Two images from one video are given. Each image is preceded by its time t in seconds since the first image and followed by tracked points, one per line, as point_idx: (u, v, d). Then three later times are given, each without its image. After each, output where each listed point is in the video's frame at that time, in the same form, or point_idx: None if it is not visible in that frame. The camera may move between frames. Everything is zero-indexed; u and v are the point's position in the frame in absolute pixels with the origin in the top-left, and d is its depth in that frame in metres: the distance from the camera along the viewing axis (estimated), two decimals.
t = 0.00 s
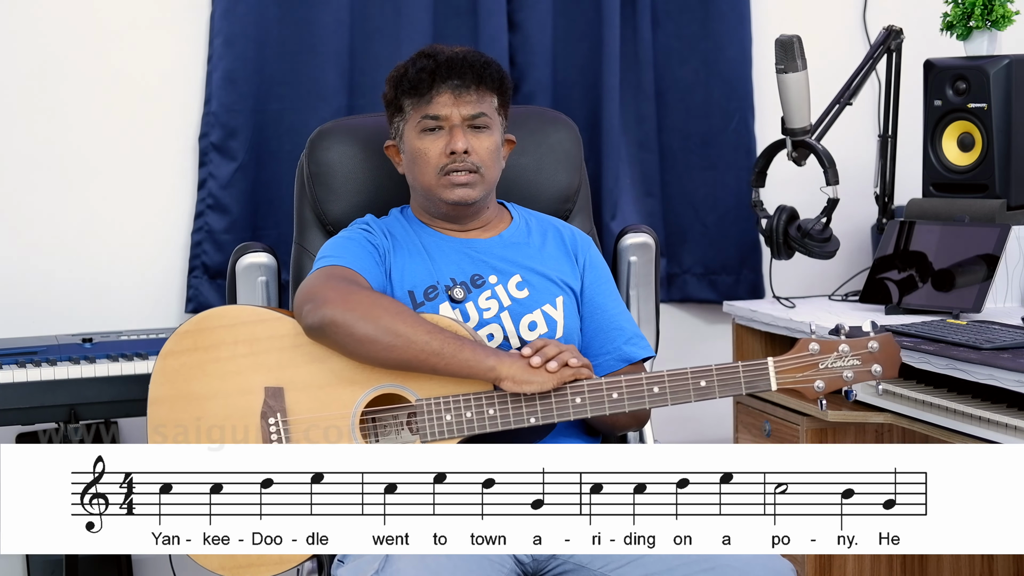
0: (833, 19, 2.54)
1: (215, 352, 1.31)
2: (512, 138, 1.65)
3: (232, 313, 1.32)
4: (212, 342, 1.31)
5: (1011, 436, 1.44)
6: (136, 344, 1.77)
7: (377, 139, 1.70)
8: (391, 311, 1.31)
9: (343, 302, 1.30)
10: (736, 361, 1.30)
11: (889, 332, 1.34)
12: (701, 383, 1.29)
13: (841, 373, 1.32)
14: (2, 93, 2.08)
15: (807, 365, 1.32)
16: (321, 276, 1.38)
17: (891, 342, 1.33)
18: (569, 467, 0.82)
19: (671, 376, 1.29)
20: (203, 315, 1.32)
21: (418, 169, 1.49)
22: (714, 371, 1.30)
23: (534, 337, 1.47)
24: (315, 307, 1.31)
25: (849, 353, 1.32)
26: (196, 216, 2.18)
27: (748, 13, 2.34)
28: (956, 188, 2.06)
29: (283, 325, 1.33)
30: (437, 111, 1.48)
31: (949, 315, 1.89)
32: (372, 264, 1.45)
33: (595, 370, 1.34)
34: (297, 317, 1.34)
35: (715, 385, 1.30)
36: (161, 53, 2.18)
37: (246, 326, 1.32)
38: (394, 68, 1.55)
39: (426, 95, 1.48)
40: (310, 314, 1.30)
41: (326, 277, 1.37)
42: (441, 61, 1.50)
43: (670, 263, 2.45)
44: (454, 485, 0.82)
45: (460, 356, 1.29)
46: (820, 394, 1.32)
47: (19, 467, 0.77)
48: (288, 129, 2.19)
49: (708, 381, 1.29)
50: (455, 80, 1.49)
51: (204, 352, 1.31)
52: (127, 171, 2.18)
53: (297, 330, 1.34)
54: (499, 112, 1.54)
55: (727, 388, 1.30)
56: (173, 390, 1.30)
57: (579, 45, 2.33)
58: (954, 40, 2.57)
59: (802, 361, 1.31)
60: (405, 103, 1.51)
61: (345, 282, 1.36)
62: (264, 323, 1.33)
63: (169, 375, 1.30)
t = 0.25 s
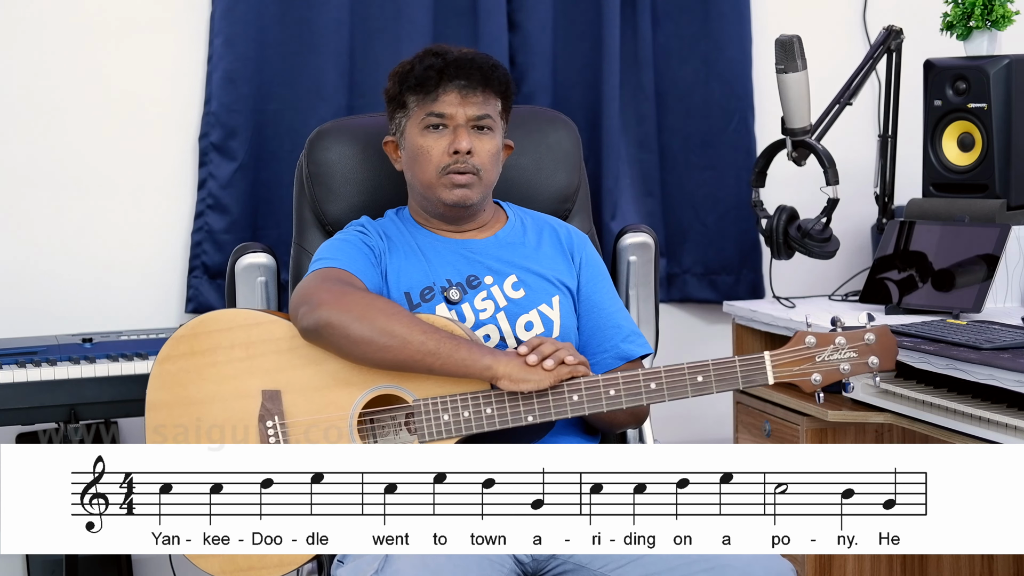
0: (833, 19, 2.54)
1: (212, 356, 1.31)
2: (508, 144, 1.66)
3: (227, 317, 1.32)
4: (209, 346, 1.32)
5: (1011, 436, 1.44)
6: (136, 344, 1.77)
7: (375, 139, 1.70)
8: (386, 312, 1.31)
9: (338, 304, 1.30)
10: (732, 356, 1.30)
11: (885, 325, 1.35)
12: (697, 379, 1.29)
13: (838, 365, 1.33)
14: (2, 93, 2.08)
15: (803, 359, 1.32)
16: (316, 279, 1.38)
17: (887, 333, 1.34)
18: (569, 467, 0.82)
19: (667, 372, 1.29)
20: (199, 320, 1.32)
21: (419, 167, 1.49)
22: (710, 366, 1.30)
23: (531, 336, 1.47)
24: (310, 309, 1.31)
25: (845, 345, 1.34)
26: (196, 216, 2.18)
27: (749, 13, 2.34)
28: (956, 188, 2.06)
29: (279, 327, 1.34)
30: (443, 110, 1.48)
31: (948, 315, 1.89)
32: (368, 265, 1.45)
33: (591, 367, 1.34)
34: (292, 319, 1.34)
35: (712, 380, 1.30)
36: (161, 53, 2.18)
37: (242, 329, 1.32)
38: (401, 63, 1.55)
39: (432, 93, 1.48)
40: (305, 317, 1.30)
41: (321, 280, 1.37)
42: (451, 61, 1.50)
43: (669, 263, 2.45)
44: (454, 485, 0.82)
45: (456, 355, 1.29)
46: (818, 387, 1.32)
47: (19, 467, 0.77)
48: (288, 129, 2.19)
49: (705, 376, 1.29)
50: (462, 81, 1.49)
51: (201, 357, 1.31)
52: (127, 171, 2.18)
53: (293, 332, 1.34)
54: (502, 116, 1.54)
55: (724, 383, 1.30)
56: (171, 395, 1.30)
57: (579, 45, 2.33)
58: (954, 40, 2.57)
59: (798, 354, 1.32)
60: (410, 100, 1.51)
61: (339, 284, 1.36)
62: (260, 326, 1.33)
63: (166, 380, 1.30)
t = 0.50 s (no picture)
0: (833, 19, 2.54)
1: (212, 356, 1.31)
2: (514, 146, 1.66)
3: (228, 316, 1.32)
4: (209, 345, 1.31)
5: (1011, 435, 1.44)
6: (136, 344, 1.77)
7: (376, 140, 1.70)
8: (386, 312, 1.31)
9: (339, 304, 1.30)
10: (732, 356, 1.30)
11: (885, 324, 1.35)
12: (698, 380, 1.29)
13: (838, 366, 1.33)
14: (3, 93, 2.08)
15: (803, 360, 1.32)
16: (316, 279, 1.38)
17: (888, 334, 1.34)
18: (569, 467, 0.82)
19: (667, 373, 1.29)
20: (199, 319, 1.32)
21: (422, 161, 1.49)
22: (711, 367, 1.30)
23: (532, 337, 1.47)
24: (310, 309, 1.31)
25: (846, 346, 1.34)
26: (196, 216, 2.18)
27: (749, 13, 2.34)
28: (956, 188, 2.06)
29: (280, 327, 1.33)
30: (449, 106, 1.48)
31: (949, 315, 1.89)
32: (369, 265, 1.45)
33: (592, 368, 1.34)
34: (293, 319, 1.34)
35: (713, 381, 1.30)
36: (161, 53, 2.18)
37: (242, 328, 1.32)
38: (408, 59, 1.54)
39: (439, 89, 1.48)
40: (306, 317, 1.30)
41: (321, 279, 1.37)
42: (459, 58, 1.50)
43: (669, 263, 2.45)
44: (454, 485, 0.82)
45: (457, 355, 1.29)
46: (819, 388, 1.32)
47: (20, 467, 0.77)
48: (288, 129, 2.19)
49: (706, 377, 1.29)
50: (470, 79, 1.49)
51: (201, 356, 1.31)
52: (127, 171, 2.18)
53: (293, 331, 1.34)
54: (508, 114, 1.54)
55: (724, 383, 1.30)
56: (171, 394, 1.30)
57: (579, 45, 2.33)
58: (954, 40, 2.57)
59: (798, 356, 1.31)
60: (416, 95, 1.51)
61: (341, 283, 1.36)
62: (260, 326, 1.33)
63: (166, 379, 1.30)
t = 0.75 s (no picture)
0: (833, 19, 2.54)
1: (215, 351, 1.31)
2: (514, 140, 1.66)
3: (232, 312, 1.32)
4: (212, 341, 1.31)
5: (1011, 436, 1.44)
6: (136, 344, 1.77)
7: (377, 139, 1.70)
8: (391, 311, 1.31)
9: (344, 302, 1.30)
10: (736, 362, 1.30)
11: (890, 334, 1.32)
12: (702, 385, 1.29)
13: (842, 375, 1.31)
14: (4, 93, 2.08)
15: (807, 367, 1.31)
16: (322, 275, 1.38)
17: (892, 343, 1.31)
18: (569, 466, 0.82)
19: (672, 377, 1.29)
20: (203, 314, 1.32)
21: (420, 160, 1.49)
22: (715, 372, 1.30)
23: (534, 337, 1.47)
24: (316, 306, 1.31)
25: (849, 355, 1.32)
26: (196, 216, 2.18)
27: (749, 13, 2.34)
28: (956, 188, 2.06)
29: (284, 324, 1.33)
30: (442, 102, 1.49)
31: (949, 315, 1.89)
32: (373, 263, 1.45)
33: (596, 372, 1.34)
34: (297, 316, 1.34)
35: (716, 386, 1.30)
36: (162, 53, 2.18)
37: (245, 325, 1.32)
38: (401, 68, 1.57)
39: (431, 87, 1.50)
40: (311, 314, 1.30)
41: (328, 277, 1.37)
42: (447, 56, 1.52)
43: (669, 263, 2.45)
44: (454, 485, 0.83)
45: (461, 356, 1.29)
46: (822, 396, 1.31)
47: (21, 465, 0.77)
48: (288, 129, 2.19)
49: (709, 383, 1.29)
50: (460, 74, 1.51)
51: (204, 351, 1.31)
52: (127, 171, 2.18)
53: (298, 328, 1.34)
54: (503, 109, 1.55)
55: (728, 391, 1.30)
56: (173, 389, 1.30)
57: (579, 45, 2.33)
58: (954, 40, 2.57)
59: (802, 363, 1.31)
60: (410, 97, 1.52)
61: (346, 281, 1.36)
62: (264, 323, 1.33)
63: (169, 374, 1.30)
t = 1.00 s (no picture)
0: (833, 19, 2.54)
1: (216, 351, 1.31)
2: (508, 134, 1.65)
3: (233, 312, 1.32)
4: (213, 341, 1.31)
5: (1011, 436, 1.44)
6: (136, 344, 1.77)
7: (377, 139, 1.70)
8: (393, 311, 1.31)
9: (345, 302, 1.30)
10: (737, 362, 1.30)
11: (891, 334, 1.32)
12: (702, 385, 1.29)
13: (842, 375, 1.31)
14: (4, 93, 2.08)
15: (807, 367, 1.31)
16: (324, 275, 1.38)
17: (892, 343, 1.31)
18: (569, 466, 0.82)
19: (672, 378, 1.29)
20: (205, 314, 1.32)
21: (416, 168, 1.49)
22: (715, 372, 1.29)
23: (534, 337, 1.47)
24: (317, 306, 1.31)
25: (850, 355, 1.31)
26: (196, 216, 2.18)
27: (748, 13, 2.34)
28: (956, 188, 2.06)
29: (285, 324, 1.33)
30: (432, 110, 1.48)
31: (949, 315, 1.89)
32: (373, 264, 1.45)
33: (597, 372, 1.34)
34: (298, 316, 1.35)
35: (717, 386, 1.29)
36: (162, 53, 2.18)
37: (246, 325, 1.32)
38: (386, 73, 1.55)
39: (420, 94, 1.48)
40: (313, 313, 1.30)
41: (328, 277, 1.37)
42: (432, 59, 1.50)
43: (669, 263, 2.45)
44: (454, 485, 0.83)
45: (461, 356, 1.29)
46: (822, 396, 1.31)
47: (20, 466, 0.77)
48: (288, 128, 2.19)
49: (710, 383, 1.29)
50: (447, 77, 1.49)
51: (205, 351, 1.31)
52: (126, 171, 2.18)
53: (298, 329, 1.34)
54: (494, 107, 1.54)
55: (728, 390, 1.30)
56: (174, 389, 1.30)
57: (579, 44, 2.33)
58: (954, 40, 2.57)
59: (802, 363, 1.31)
60: (401, 105, 1.51)
61: (346, 281, 1.36)
62: (264, 322, 1.33)
63: (170, 373, 1.30)
